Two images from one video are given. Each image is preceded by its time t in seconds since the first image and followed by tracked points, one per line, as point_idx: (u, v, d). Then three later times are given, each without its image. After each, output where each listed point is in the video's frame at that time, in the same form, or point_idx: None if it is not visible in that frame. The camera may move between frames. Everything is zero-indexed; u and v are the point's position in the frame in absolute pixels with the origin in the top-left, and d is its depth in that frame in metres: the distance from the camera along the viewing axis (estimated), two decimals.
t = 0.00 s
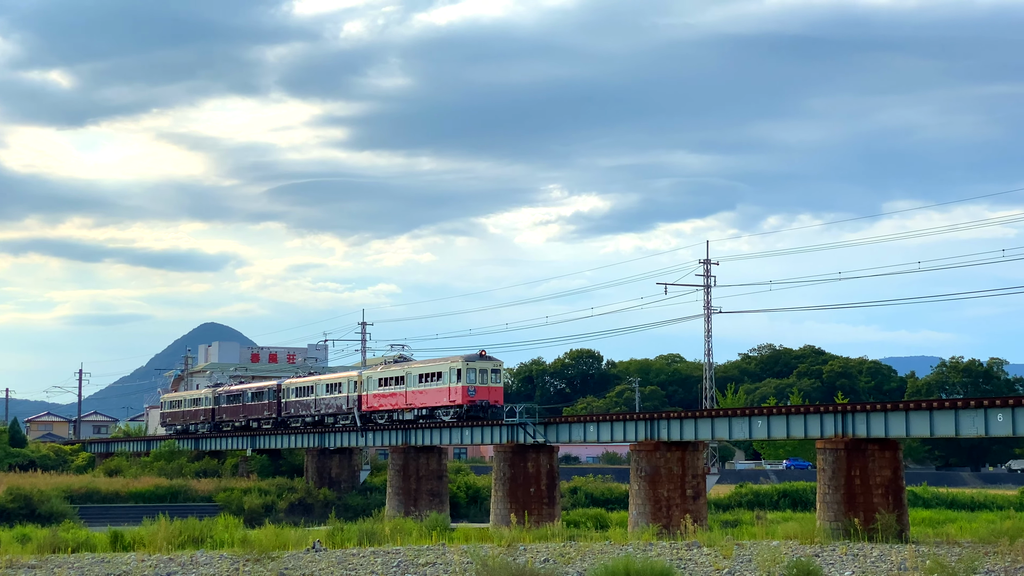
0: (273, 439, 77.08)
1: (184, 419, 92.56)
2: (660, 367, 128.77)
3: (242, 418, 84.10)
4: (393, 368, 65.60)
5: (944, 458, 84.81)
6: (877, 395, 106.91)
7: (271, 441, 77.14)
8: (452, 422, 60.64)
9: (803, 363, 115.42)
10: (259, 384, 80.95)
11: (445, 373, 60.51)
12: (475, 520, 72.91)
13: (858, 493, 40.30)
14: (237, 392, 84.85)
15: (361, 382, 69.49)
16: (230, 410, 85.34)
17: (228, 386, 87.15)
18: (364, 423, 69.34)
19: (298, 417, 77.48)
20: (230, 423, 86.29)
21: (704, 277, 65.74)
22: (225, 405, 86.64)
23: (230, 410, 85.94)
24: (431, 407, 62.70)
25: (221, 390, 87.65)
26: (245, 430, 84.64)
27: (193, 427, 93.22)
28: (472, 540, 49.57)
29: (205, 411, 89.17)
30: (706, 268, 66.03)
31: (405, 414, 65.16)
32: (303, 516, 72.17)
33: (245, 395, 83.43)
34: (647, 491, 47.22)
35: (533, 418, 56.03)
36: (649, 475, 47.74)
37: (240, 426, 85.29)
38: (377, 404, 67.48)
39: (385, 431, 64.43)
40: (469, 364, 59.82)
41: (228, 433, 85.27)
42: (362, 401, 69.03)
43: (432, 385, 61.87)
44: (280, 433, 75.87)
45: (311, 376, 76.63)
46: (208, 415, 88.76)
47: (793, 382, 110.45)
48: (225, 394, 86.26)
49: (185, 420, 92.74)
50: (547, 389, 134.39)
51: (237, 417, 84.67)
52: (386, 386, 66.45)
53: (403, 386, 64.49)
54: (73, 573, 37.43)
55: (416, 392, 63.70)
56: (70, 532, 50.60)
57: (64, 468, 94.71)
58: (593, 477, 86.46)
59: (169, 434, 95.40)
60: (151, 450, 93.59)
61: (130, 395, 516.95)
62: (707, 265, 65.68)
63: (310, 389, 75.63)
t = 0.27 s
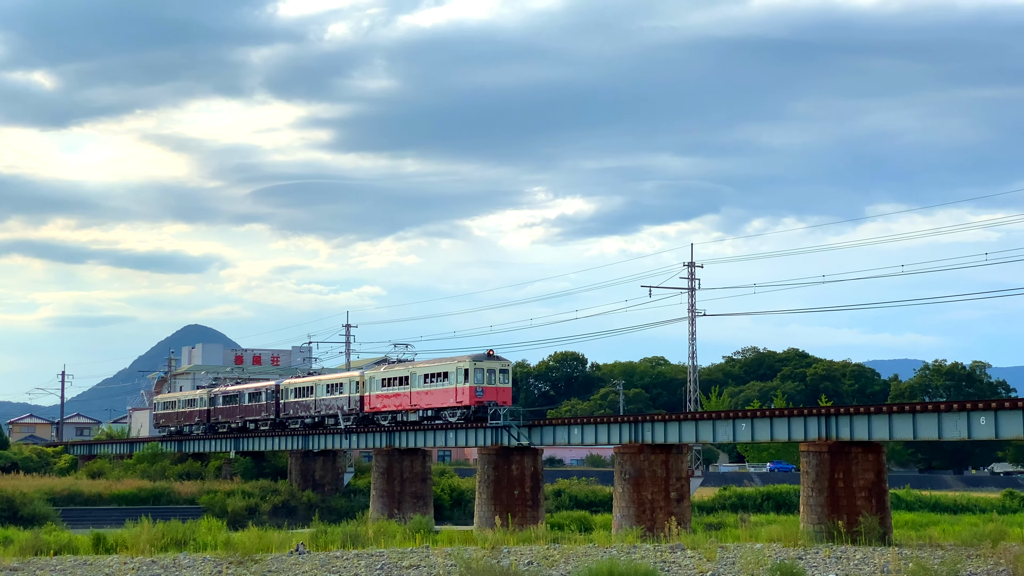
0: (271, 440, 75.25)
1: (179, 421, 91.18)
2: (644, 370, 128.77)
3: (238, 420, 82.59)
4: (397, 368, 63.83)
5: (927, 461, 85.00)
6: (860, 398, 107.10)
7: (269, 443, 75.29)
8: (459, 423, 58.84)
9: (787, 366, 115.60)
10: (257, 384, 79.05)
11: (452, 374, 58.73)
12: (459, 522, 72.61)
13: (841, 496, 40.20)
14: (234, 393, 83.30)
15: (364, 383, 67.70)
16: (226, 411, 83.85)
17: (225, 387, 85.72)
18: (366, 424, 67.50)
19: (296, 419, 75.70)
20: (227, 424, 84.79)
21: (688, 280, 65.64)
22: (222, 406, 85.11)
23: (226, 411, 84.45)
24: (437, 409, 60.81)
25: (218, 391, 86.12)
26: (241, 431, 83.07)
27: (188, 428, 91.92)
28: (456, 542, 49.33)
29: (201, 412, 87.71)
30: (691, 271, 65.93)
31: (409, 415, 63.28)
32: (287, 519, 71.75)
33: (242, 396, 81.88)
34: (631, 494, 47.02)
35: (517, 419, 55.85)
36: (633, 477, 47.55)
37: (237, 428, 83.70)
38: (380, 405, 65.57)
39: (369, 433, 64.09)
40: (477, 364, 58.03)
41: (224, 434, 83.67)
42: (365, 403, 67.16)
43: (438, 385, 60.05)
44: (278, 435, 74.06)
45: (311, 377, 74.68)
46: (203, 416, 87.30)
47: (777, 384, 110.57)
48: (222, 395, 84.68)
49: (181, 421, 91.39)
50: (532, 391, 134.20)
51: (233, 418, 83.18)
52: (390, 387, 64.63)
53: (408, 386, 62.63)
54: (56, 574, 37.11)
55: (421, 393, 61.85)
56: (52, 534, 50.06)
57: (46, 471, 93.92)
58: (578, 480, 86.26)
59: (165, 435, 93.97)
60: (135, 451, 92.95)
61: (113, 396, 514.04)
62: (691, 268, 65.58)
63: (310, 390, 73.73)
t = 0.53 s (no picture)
0: (267, 443, 72.78)
1: (173, 422, 89.10)
2: (627, 373, 128.82)
3: (233, 421, 80.51)
4: (400, 368, 61.24)
5: (908, 464, 85.22)
6: (842, 401, 107.43)
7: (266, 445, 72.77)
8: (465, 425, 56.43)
9: (769, 370, 115.87)
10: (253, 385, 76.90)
11: (459, 373, 56.26)
12: (442, 525, 72.31)
13: (823, 499, 40.16)
14: (230, 394, 81.05)
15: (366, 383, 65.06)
16: (220, 413, 81.66)
17: (219, 388, 83.56)
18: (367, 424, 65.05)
19: (294, 421, 73.20)
20: (222, 425, 82.71)
21: (670, 283, 65.59)
22: (216, 407, 82.88)
23: (222, 413, 82.32)
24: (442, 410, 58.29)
25: (212, 392, 83.90)
26: (236, 433, 80.95)
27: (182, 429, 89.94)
28: (438, 545, 49.04)
29: (194, 413, 85.55)
30: (674, 274, 65.87)
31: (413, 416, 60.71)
32: (269, 522, 71.27)
33: (236, 398, 79.66)
34: (613, 497, 46.89)
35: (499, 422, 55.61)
36: (616, 480, 47.38)
37: (232, 430, 81.60)
38: (382, 407, 62.92)
39: (352, 436, 63.72)
40: (485, 365, 55.53)
41: (218, 437, 81.49)
42: (365, 404, 64.55)
43: (444, 386, 57.53)
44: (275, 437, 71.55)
45: (311, 378, 71.90)
46: (197, 418, 85.17)
47: (759, 388, 110.78)
48: (216, 396, 82.41)
49: (174, 423, 89.25)
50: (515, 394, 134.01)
51: (229, 420, 81.05)
52: (393, 387, 62.03)
53: (411, 387, 60.09)
54: None
55: (425, 393, 59.30)
56: (31, 536, 49.44)
57: (26, 473, 93.00)
58: (560, 483, 86.11)
59: (159, 437, 91.88)
60: (116, 454, 92.18)
61: (93, 398, 510.65)
62: (674, 271, 65.50)
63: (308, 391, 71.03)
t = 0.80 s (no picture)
0: (264, 445, 70.30)
1: (164, 424, 86.50)
2: (608, 377, 128.86)
3: (228, 423, 78.04)
4: (403, 369, 59.00)
5: (888, 468, 85.44)
6: (822, 405, 107.81)
7: (263, 448, 70.29)
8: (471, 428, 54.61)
9: (750, 373, 116.17)
10: (247, 386, 74.87)
11: (465, 375, 54.33)
12: (422, 529, 72.03)
13: (803, 503, 40.18)
14: (224, 396, 78.49)
15: (367, 385, 62.59)
16: (214, 415, 79.16)
17: (213, 389, 81.03)
18: (368, 427, 62.78)
19: (292, 423, 70.70)
20: (216, 427, 80.24)
21: (651, 287, 65.60)
22: (210, 409, 80.35)
23: (216, 414, 79.86)
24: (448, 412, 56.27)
25: (206, 393, 81.34)
26: (232, 435, 78.51)
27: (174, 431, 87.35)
28: (418, 549, 48.78)
29: (187, 415, 82.98)
30: (655, 278, 65.89)
31: (416, 419, 58.55)
32: (248, 525, 70.76)
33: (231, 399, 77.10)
34: (594, 500, 46.78)
35: (481, 424, 54.76)
36: (597, 484, 47.27)
37: (227, 432, 79.15)
38: (383, 408, 60.64)
39: (332, 439, 63.37)
40: (493, 365, 53.60)
41: (212, 439, 79.01)
42: (366, 406, 62.17)
43: (450, 387, 55.50)
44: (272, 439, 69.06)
45: (309, 379, 69.23)
46: (190, 420, 82.59)
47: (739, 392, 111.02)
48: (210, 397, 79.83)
49: (165, 425, 86.56)
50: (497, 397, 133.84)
51: (224, 421, 78.55)
52: (395, 388, 59.80)
53: (414, 388, 58.00)
54: None
55: (428, 395, 57.18)
56: (9, 540, 48.85)
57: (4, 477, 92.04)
58: (541, 486, 85.94)
59: (150, 440, 89.27)
60: (95, 457, 91.37)
61: (71, 401, 506.92)
62: (655, 275, 65.52)
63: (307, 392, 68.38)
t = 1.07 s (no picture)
0: (260, 449, 68.07)
1: (154, 427, 83.86)
2: (588, 381, 128.79)
3: (222, 425, 75.66)
4: (406, 369, 56.99)
5: (866, 472, 85.78)
6: (801, 409, 108.13)
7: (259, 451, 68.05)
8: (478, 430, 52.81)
9: (729, 377, 116.34)
10: (241, 387, 72.52)
11: (472, 375, 52.47)
12: (402, 532, 71.62)
13: (782, 507, 40.17)
14: (218, 397, 76.01)
15: (367, 386, 60.51)
16: (207, 417, 76.66)
17: (206, 391, 78.48)
18: (369, 429, 60.83)
19: (288, 425, 68.44)
20: (209, 429, 77.77)
21: (631, 291, 65.44)
22: (203, 411, 77.82)
23: (209, 416, 77.38)
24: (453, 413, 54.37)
25: (198, 395, 78.79)
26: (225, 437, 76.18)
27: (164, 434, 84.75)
28: (398, 552, 48.41)
29: (178, 418, 80.40)
30: (635, 282, 65.81)
31: (419, 421, 56.53)
32: (227, 528, 70.15)
33: (225, 400, 74.69)
34: (574, 503, 46.57)
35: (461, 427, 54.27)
36: (576, 487, 47.06)
37: (221, 434, 76.79)
38: (385, 410, 58.56)
39: (311, 442, 62.90)
40: (502, 366, 51.76)
41: (205, 442, 76.58)
42: (367, 408, 60.14)
43: (455, 388, 53.60)
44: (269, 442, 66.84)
45: (306, 380, 67.01)
46: (181, 423, 79.99)
47: (719, 396, 111.10)
48: (202, 399, 77.30)
49: (155, 427, 83.84)
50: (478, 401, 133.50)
51: (217, 423, 76.12)
52: (397, 389, 57.76)
53: (418, 389, 56.00)
54: None
55: (432, 396, 55.18)
56: None
57: None
58: (521, 490, 85.72)
59: (139, 442, 86.62)
60: (73, 461, 90.41)
61: (48, 403, 502.96)
62: (635, 278, 65.35)
63: (304, 394, 66.15)
